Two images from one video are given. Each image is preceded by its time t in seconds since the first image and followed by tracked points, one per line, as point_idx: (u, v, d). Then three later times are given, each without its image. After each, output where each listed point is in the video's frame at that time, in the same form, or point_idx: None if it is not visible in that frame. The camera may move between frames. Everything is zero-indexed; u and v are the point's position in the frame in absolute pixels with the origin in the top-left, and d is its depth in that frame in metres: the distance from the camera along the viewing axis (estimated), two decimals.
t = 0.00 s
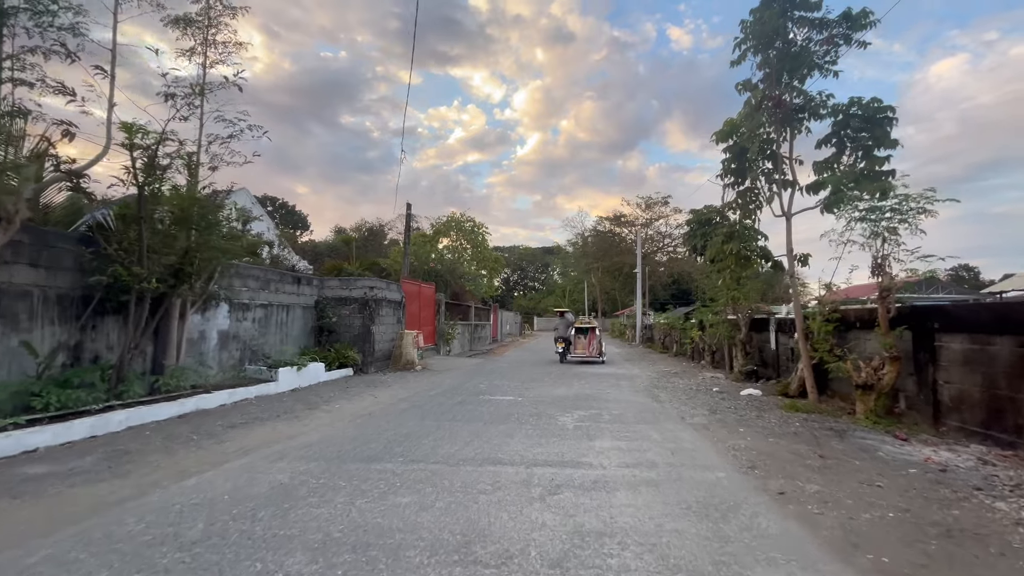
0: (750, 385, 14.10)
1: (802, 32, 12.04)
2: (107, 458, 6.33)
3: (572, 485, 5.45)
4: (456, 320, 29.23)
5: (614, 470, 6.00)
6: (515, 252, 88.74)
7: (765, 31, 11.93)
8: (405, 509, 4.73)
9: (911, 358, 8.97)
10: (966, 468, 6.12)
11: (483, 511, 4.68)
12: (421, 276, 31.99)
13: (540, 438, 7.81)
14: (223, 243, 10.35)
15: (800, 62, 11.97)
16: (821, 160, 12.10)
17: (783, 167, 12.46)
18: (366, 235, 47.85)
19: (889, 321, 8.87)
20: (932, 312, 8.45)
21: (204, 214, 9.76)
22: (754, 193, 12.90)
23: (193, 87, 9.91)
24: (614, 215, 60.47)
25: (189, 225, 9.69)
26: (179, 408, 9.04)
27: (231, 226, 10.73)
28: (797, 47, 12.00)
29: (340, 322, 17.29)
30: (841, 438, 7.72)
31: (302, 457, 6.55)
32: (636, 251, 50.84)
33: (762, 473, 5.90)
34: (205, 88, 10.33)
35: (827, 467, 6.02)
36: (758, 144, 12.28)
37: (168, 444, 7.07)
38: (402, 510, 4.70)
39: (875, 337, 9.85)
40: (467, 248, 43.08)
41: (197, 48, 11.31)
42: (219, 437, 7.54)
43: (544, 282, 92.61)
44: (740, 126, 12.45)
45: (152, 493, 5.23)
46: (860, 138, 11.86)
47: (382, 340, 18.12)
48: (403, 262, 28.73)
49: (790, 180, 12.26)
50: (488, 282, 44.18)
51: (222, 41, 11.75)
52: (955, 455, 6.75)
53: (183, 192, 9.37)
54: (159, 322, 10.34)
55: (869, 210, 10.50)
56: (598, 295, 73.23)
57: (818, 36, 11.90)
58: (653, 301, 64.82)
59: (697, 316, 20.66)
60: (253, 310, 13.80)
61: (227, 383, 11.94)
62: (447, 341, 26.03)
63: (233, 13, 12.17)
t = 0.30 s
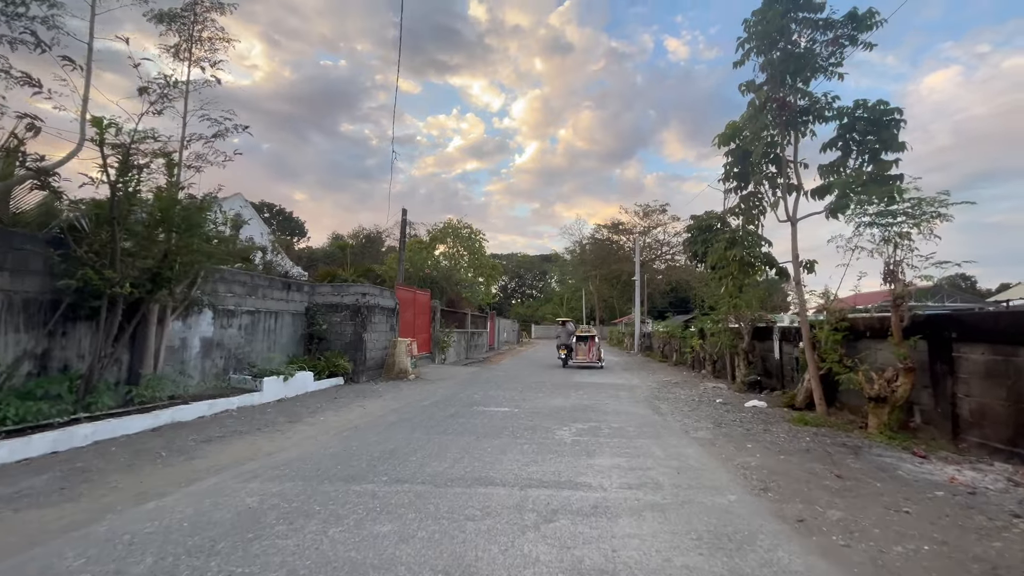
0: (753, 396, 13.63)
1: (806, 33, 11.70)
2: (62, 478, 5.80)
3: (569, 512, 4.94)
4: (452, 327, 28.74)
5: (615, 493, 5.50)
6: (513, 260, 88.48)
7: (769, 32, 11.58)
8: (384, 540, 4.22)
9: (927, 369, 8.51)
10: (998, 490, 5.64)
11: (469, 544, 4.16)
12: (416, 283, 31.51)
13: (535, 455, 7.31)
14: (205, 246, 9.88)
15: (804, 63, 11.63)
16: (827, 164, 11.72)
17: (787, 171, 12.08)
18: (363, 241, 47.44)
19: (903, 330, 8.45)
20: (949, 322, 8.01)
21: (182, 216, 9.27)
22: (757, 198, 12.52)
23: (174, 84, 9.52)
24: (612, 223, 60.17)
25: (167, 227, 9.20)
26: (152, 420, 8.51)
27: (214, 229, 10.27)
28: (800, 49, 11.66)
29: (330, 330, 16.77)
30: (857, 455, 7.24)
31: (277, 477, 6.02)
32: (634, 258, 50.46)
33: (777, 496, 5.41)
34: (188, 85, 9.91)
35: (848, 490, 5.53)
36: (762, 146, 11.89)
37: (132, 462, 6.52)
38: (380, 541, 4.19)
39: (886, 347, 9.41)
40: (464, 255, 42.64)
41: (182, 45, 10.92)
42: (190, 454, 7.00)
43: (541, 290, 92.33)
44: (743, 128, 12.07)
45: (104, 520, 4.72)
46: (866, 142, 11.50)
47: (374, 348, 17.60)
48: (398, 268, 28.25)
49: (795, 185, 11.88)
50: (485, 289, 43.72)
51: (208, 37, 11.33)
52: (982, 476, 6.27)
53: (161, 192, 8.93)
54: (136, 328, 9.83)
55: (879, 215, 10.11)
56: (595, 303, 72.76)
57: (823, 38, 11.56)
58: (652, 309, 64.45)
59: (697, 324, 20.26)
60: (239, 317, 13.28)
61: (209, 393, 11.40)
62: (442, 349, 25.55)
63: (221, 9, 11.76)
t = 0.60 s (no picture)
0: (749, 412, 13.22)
1: (801, 41, 11.50)
2: None
3: (556, 547, 4.41)
4: (441, 337, 28.19)
5: (607, 523, 4.99)
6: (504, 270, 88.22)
7: (763, 39, 11.37)
8: None
9: (931, 386, 8.15)
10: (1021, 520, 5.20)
11: None
12: (404, 292, 30.96)
13: (521, 477, 6.79)
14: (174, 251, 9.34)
15: (800, 71, 11.40)
16: (823, 174, 11.47)
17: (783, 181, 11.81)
18: (352, 250, 46.76)
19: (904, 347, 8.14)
20: (955, 337, 7.67)
21: (149, 219, 8.74)
22: (752, 208, 12.23)
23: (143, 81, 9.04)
24: (603, 234, 60.17)
25: (132, 231, 8.66)
26: (108, 437, 7.87)
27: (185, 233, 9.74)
28: (795, 56, 11.45)
29: (311, 340, 16.12)
30: (865, 477, 6.79)
31: (234, 505, 5.43)
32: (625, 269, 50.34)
33: (784, 527, 4.94)
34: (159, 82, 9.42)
35: (860, 520, 5.07)
36: (758, 154, 11.62)
37: (74, 486, 5.88)
38: None
39: (888, 362, 9.05)
40: (454, 264, 42.21)
41: (155, 41, 10.45)
42: (141, 477, 6.37)
43: (533, 300, 92.02)
44: (738, 136, 11.81)
45: (22, 559, 4.10)
46: (862, 152, 11.26)
47: (358, 360, 16.98)
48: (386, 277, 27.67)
49: (791, 195, 11.59)
50: (475, 299, 43.17)
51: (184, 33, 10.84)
52: (1000, 502, 5.84)
53: (125, 193, 8.41)
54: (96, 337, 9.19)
55: (878, 225, 9.82)
56: (586, 314, 72.54)
57: (817, 46, 11.37)
58: (643, 321, 64.34)
59: (689, 336, 19.97)
60: (214, 326, 12.64)
61: (177, 407, 10.72)
62: (430, 360, 24.97)
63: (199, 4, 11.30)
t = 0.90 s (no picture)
0: (739, 426, 12.81)
1: (794, 48, 11.29)
2: None
3: None
4: (424, 346, 27.50)
5: (594, 558, 4.44)
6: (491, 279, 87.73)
7: (756, 45, 11.14)
8: None
9: (931, 402, 7.80)
10: None
11: None
12: (386, 300, 30.21)
13: (500, 500, 6.21)
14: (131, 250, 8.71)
15: (793, 78, 11.17)
16: (815, 182, 11.22)
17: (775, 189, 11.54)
18: (336, 256, 45.86)
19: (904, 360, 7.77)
20: (956, 351, 7.33)
21: (103, 215, 8.15)
22: (743, 216, 11.93)
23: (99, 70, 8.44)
24: (590, 244, 60.10)
25: (83, 229, 8.05)
26: (45, 454, 7.10)
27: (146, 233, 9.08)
28: (788, 63, 11.22)
29: (285, 348, 15.36)
30: (868, 500, 6.36)
31: (171, 538, 4.75)
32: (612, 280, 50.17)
33: (789, 561, 4.45)
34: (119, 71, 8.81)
35: (872, 552, 4.60)
36: (750, 161, 11.34)
37: None
38: None
39: (886, 376, 8.70)
40: (439, 272, 41.57)
41: (117, 29, 9.84)
42: (71, 502, 5.64)
43: (519, 310, 91.56)
44: (729, 143, 11.52)
45: None
46: (855, 161, 11.05)
47: (334, 369, 16.25)
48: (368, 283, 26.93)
49: (783, 203, 11.31)
50: (461, 308, 42.48)
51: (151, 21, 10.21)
52: (1015, 529, 5.44)
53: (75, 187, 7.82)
54: (39, 342, 8.43)
55: (873, 235, 9.54)
56: (572, 324, 72.26)
57: (810, 53, 11.17)
58: (629, 331, 64.25)
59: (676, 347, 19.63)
60: (178, 332, 11.87)
61: (131, 419, 9.92)
62: (412, 369, 24.25)
63: None
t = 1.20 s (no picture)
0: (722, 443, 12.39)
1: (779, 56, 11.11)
2: None
3: None
4: (399, 356, 26.60)
5: None
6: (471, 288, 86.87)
7: (742, 52, 10.91)
8: None
9: (924, 421, 7.46)
10: None
11: None
12: (361, 308, 29.23)
13: (468, 532, 5.55)
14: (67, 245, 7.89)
15: (778, 87, 10.97)
16: (800, 193, 10.98)
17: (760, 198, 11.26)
18: (311, 263, 44.57)
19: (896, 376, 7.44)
20: (950, 368, 7.01)
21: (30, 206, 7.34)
22: (727, 225, 11.62)
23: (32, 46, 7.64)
24: (570, 255, 59.99)
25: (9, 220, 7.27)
26: None
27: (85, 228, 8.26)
28: (773, 71, 11.03)
29: (246, 358, 14.39)
30: (864, 529, 5.92)
31: None
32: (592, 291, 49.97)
33: None
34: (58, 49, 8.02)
35: None
36: (735, 170, 11.07)
37: None
38: None
39: (875, 393, 8.37)
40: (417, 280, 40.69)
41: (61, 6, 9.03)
42: None
43: (499, 320, 90.80)
44: (714, 150, 11.23)
45: None
46: (840, 172, 10.86)
47: (300, 380, 15.32)
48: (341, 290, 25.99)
49: (768, 213, 11.04)
50: (439, 317, 41.62)
51: None
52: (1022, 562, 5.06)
53: None
54: None
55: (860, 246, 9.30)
56: (552, 335, 71.86)
57: (796, 61, 10.99)
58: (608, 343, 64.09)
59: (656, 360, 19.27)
60: (125, 340, 10.91)
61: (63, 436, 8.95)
62: (386, 380, 23.33)
63: None
